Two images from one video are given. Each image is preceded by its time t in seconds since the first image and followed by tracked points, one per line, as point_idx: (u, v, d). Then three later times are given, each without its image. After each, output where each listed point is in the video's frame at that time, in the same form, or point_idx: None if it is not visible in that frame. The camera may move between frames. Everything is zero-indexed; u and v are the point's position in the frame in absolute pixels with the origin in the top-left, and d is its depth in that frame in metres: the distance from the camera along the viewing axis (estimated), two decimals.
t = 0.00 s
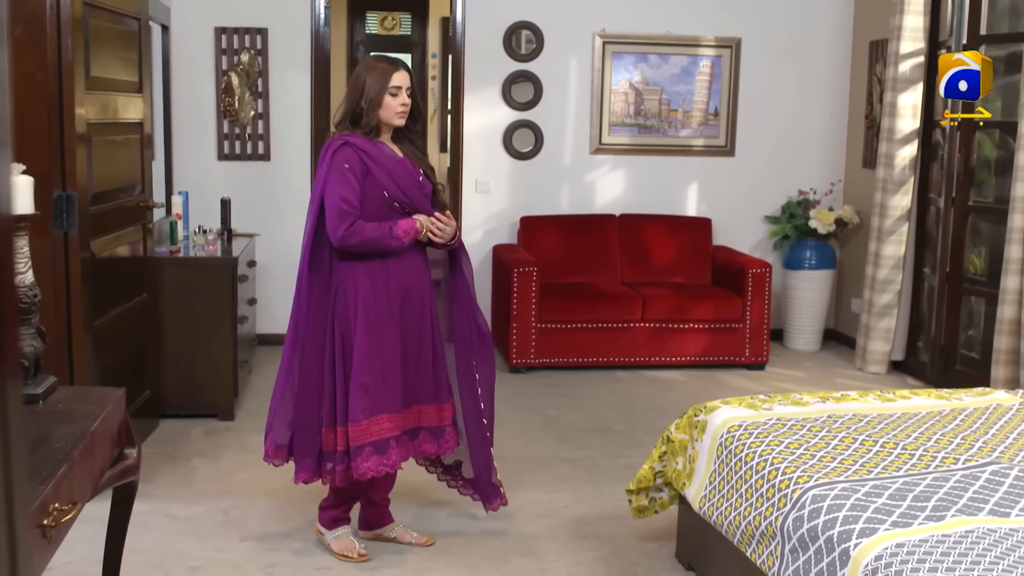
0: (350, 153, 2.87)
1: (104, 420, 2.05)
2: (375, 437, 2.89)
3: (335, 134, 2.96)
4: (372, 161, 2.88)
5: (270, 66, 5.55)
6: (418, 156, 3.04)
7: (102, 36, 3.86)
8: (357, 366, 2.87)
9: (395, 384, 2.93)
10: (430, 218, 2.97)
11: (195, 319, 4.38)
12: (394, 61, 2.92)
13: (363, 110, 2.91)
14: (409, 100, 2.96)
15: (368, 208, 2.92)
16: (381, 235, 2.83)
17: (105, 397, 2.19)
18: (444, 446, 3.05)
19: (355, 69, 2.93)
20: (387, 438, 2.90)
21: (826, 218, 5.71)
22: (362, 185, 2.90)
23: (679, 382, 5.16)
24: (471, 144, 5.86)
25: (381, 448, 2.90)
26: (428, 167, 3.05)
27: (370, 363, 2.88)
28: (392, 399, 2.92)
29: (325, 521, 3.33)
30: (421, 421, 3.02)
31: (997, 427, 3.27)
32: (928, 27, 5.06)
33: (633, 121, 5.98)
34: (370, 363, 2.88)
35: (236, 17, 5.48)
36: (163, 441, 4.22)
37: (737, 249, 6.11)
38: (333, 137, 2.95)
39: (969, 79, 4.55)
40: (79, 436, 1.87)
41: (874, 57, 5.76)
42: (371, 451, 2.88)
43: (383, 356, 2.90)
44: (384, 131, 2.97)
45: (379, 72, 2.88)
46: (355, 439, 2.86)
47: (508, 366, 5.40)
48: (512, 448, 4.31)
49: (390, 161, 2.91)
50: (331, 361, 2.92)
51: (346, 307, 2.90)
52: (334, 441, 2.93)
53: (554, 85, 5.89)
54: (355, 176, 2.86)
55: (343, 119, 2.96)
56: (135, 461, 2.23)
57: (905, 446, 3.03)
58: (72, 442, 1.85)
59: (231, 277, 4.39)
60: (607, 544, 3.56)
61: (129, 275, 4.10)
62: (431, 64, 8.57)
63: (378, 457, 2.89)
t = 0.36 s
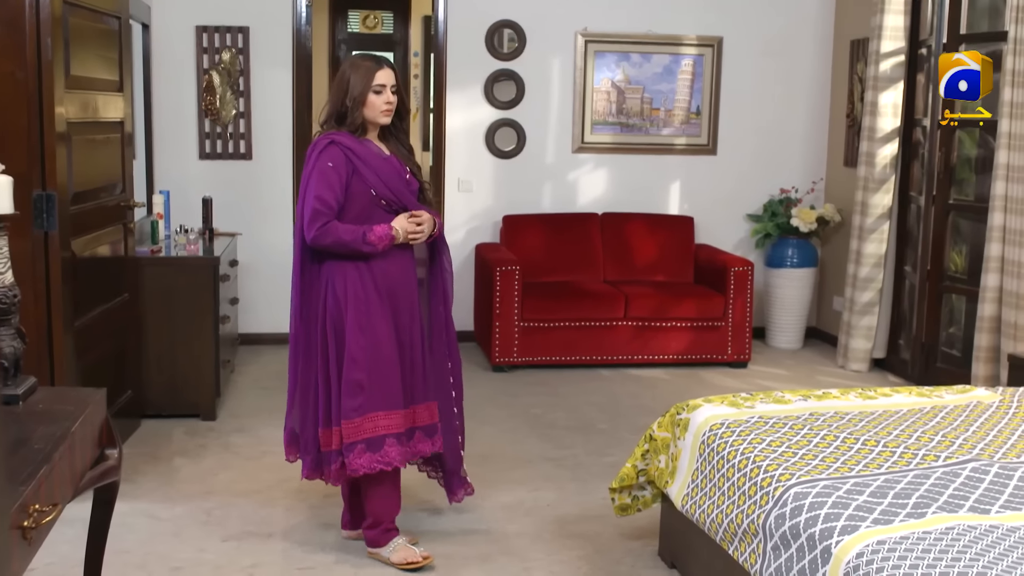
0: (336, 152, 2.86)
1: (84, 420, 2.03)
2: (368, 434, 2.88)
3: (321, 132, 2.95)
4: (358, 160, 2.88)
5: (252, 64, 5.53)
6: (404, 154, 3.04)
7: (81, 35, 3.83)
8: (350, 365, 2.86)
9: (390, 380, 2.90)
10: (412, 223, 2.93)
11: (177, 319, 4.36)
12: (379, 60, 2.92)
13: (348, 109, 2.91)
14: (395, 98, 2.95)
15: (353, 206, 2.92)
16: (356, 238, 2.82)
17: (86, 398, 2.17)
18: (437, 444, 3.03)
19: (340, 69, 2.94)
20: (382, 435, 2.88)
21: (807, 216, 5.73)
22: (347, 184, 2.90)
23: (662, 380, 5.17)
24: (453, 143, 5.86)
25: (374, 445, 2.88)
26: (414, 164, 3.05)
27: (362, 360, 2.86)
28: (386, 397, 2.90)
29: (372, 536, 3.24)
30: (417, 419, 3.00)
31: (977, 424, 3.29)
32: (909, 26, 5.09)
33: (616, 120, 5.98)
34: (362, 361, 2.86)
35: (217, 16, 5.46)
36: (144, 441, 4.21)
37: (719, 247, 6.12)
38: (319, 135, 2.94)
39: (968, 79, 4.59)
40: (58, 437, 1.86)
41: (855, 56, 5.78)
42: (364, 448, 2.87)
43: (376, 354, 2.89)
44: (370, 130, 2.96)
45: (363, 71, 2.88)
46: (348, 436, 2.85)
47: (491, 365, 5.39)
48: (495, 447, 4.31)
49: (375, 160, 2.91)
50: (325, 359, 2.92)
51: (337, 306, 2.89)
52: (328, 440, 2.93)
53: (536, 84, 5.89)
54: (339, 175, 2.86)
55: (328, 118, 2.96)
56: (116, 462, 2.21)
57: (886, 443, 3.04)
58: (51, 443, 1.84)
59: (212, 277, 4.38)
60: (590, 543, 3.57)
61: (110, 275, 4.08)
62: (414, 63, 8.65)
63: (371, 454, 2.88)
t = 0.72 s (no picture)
0: (329, 153, 2.83)
1: (65, 420, 2.02)
2: (353, 439, 2.84)
3: (313, 132, 2.94)
4: (352, 161, 2.85)
5: (233, 62, 5.52)
6: (398, 153, 3.03)
7: (61, 33, 3.81)
8: (339, 368, 2.81)
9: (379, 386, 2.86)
10: (405, 226, 2.89)
11: (158, 318, 4.35)
12: (371, 58, 2.91)
13: (341, 108, 2.90)
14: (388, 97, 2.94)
15: (348, 207, 2.89)
16: (347, 240, 2.78)
17: (68, 398, 2.16)
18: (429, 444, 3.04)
19: (332, 70, 2.93)
20: (367, 441, 2.85)
21: (789, 214, 5.75)
22: (341, 184, 2.87)
23: (644, 377, 5.18)
24: (435, 141, 5.86)
25: (359, 450, 2.84)
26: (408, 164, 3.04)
27: (352, 364, 2.82)
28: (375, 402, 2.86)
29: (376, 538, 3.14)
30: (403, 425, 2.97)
31: (957, 421, 3.30)
32: (890, 25, 5.11)
33: (597, 118, 5.99)
34: (352, 364, 2.82)
35: (198, 13, 5.44)
36: (125, 441, 4.18)
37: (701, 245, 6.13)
38: (312, 136, 2.92)
39: (967, 79, 4.44)
40: (38, 438, 1.84)
41: (836, 54, 5.80)
42: (348, 452, 2.83)
43: (367, 358, 2.84)
44: (364, 129, 2.95)
45: (355, 69, 2.87)
46: (332, 440, 2.81)
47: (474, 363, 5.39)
48: (478, 446, 4.31)
49: (370, 159, 2.88)
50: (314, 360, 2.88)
51: (329, 308, 2.84)
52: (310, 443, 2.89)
53: (518, 82, 5.89)
54: (332, 176, 2.83)
55: (321, 118, 2.94)
56: (97, 463, 2.19)
57: (866, 440, 3.05)
58: (31, 444, 1.82)
59: (194, 276, 4.36)
60: (572, 540, 3.57)
61: (91, 274, 4.06)
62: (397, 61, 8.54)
63: (354, 458, 2.84)
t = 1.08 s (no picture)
0: (325, 153, 2.76)
1: (40, 422, 2.01)
2: (337, 443, 2.78)
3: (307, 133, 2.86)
4: (349, 161, 2.79)
5: (209, 61, 5.49)
6: (393, 152, 2.96)
7: (35, 33, 3.78)
8: (328, 370, 2.75)
9: (365, 389, 2.80)
10: (407, 220, 2.82)
11: (134, 319, 4.32)
12: (364, 54, 2.83)
13: (334, 107, 2.82)
14: (382, 94, 2.86)
15: (346, 207, 2.83)
16: (347, 239, 2.71)
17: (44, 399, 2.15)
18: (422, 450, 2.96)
19: (324, 67, 2.84)
20: (351, 445, 2.79)
21: (765, 213, 5.78)
22: (338, 183, 2.80)
23: (621, 376, 5.19)
24: (412, 140, 5.85)
25: (342, 453, 2.79)
26: (404, 163, 2.97)
27: (341, 367, 2.75)
28: (361, 405, 2.80)
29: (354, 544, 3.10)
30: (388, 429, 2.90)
31: (931, 419, 3.31)
32: (864, 25, 5.14)
33: (574, 117, 6.00)
34: (341, 367, 2.76)
35: (173, 13, 5.42)
36: (100, 443, 4.16)
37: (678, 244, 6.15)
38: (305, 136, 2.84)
39: (969, 78, 4.25)
40: (13, 440, 1.83)
41: (811, 54, 5.83)
42: (331, 456, 2.78)
43: (356, 360, 2.78)
44: (358, 128, 2.87)
45: (348, 66, 2.79)
46: (316, 443, 2.75)
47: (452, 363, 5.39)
48: (455, 445, 4.31)
49: (366, 158, 2.81)
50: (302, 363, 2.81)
51: (323, 309, 2.77)
52: (291, 449, 2.81)
53: (495, 81, 5.89)
54: (329, 175, 2.76)
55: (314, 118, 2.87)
56: (72, 465, 2.18)
57: (842, 438, 3.07)
58: (5, 447, 1.81)
59: (170, 276, 4.34)
60: (550, 540, 3.57)
61: (66, 274, 4.03)
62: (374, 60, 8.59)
63: (336, 461, 2.79)
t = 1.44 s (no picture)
0: (308, 154, 2.73)
1: (15, 427, 1.99)
2: (333, 453, 2.75)
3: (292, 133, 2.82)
4: (333, 162, 2.74)
5: (185, 61, 5.47)
6: (379, 153, 2.92)
7: (9, 33, 3.76)
8: (318, 379, 2.71)
9: (355, 396, 2.77)
10: (394, 225, 2.78)
11: (109, 320, 4.30)
12: (349, 53, 2.80)
13: (319, 107, 2.78)
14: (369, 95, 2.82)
15: (330, 210, 2.78)
16: (330, 241, 2.67)
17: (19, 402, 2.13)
18: (420, 462, 2.89)
19: (310, 67, 2.81)
20: (345, 454, 2.76)
21: (741, 212, 5.81)
22: (322, 185, 2.76)
23: (599, 376, 5.21)
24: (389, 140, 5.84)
25: (339, 464, 2.76)
26: (391, 165, 2.92)
27: (330, 374, 2.72)
28: (351, 412, 2.78)
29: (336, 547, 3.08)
30: (379, 436, 2.87)
31: (906, 417, 3.33)
32: (839, 25, 5.18)
33: (551, 117, 6.01)
34: (331, 374, 2.72)
35: (148, 12, 5.39)
36: (76, 445, 4.13)
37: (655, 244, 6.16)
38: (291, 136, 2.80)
39: (968, 79, 4.24)
40: None
41: (786, 55, 5.85)
42: (329, 467, 2.74)
43: (345, 367, 2.75)
44: (344, 129, 2.83)
45: (333, 65, 2.76)
46: (312, 456, 2.70)
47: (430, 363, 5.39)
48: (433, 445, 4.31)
49: (350, 159, 2.77)
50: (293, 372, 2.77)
51: (310, 315, 2.73)
52: (288, 462, 2.77)
53: (471, 81, 5.89)
54: (312, 177, 2.72)
55: (300, 119, 2.83)
56: (47, 467, 2.17)
57: (818, 437, 3.08)
58: None
59: (145, 276, 4.32)
60: (528, 540, 3.58)
61: (40, 275, 4.00)
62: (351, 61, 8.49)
63: (335, 473, 2.75)
